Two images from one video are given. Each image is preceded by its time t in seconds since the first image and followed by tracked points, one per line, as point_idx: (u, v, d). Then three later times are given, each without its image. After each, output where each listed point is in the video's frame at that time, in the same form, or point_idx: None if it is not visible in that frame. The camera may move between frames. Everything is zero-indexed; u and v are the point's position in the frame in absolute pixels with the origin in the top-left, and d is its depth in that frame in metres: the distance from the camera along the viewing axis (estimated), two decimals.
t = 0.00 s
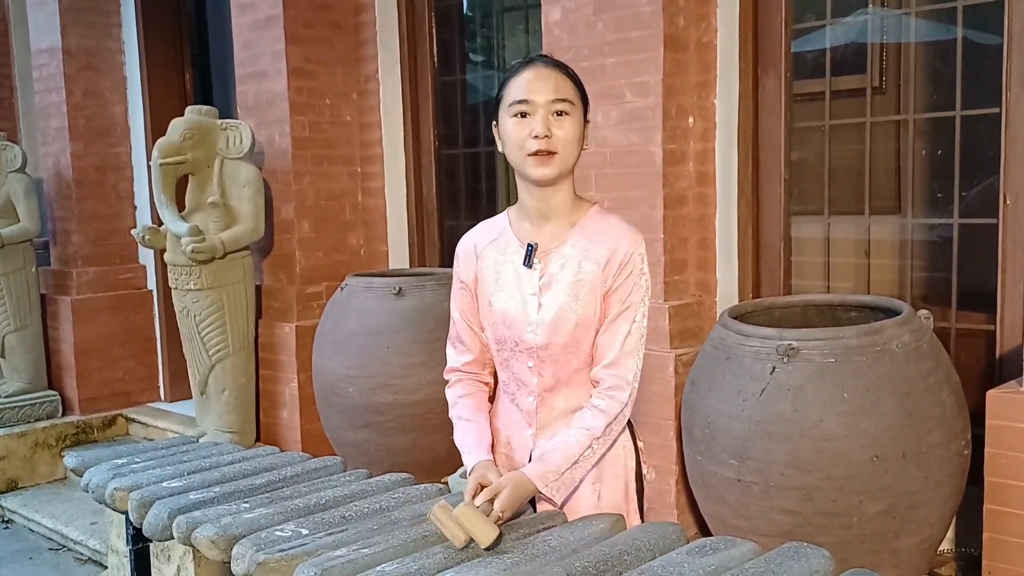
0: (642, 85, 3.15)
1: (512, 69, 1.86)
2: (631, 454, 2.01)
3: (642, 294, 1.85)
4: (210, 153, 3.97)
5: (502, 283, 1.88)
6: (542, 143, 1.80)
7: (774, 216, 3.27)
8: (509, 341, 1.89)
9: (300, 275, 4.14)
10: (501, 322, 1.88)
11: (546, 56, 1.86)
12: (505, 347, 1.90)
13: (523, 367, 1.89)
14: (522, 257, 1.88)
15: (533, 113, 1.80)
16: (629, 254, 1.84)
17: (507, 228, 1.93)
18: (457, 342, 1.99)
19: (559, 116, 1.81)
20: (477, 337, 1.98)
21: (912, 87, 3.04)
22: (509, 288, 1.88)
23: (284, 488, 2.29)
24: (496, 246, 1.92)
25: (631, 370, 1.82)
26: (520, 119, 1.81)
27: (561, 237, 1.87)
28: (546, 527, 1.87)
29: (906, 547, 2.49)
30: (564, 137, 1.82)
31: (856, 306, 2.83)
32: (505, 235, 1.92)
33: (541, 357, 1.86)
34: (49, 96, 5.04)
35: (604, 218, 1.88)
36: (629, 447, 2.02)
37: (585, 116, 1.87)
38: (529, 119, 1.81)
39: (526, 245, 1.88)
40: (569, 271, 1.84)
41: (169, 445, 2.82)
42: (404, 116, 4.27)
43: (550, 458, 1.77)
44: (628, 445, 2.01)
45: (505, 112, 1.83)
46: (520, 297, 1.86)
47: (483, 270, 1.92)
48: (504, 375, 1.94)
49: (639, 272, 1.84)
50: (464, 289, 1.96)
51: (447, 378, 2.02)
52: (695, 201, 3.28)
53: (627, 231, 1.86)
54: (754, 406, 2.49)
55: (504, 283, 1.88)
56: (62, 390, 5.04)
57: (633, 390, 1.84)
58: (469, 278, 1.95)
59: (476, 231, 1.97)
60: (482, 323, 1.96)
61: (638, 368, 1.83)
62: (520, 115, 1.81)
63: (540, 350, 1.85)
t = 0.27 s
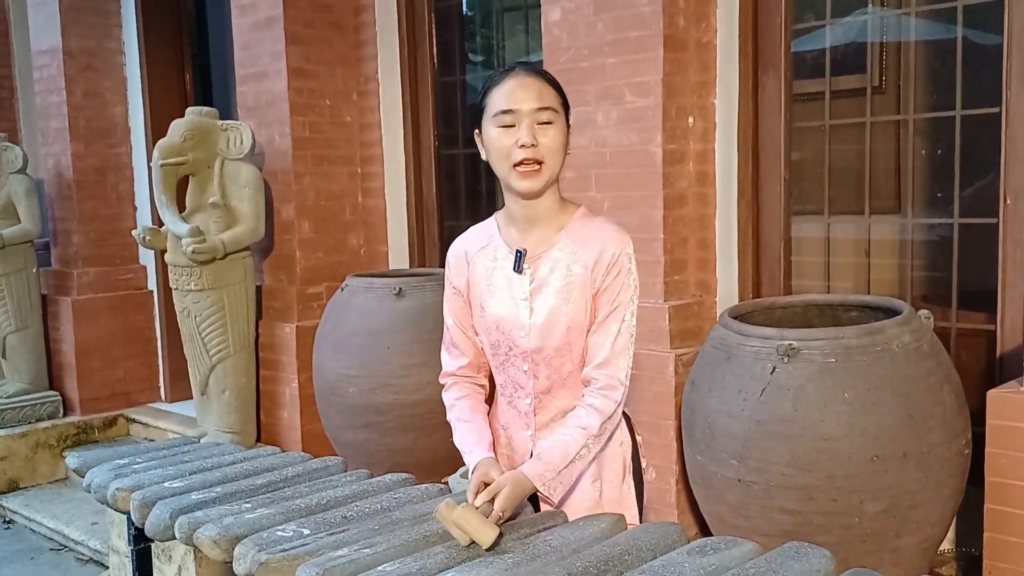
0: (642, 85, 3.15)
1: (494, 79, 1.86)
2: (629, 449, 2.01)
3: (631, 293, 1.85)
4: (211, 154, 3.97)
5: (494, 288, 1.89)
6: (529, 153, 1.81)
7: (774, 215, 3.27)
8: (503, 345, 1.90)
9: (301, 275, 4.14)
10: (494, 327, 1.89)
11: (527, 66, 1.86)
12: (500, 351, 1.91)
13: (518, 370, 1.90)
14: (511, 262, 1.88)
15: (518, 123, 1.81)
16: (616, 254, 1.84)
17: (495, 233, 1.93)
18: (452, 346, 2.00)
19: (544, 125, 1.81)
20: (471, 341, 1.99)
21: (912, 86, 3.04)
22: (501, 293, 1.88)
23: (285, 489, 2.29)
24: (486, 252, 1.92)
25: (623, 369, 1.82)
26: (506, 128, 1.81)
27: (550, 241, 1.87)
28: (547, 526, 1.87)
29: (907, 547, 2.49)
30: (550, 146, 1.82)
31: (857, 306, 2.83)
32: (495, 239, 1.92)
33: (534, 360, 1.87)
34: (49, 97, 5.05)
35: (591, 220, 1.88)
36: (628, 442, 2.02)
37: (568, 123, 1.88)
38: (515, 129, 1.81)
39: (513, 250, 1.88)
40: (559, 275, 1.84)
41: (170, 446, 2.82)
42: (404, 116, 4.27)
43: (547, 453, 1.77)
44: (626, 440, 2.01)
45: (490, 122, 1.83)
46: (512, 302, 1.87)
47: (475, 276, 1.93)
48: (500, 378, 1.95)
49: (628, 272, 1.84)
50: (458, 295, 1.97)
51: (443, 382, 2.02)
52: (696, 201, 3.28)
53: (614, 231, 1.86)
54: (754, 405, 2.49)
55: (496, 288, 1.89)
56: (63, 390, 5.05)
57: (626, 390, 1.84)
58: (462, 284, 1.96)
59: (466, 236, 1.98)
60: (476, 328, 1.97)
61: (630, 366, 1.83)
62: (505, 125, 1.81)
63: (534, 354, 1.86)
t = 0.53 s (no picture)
0: (644, 82, 3.15)
1: (486, 76, 1.86)
2: (631, 441, 2.02)
3: (626, 287, 1.86)
4: (211, 149, 3.97)
5: (491, 287, 1.89)
6: (528, 145, 1.80)
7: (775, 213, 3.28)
8: (502, 344, 1.90)
9: (301, 270, 4.14)
10: (492, 325, 1.89)
11: (518, 63, 1.87)
12: (499, 349, 1.92)
13: (517, 368, 1.90)
14: (507, 262, 1.88)
15: (515, 116, 1.80)
16: (610, 248, 1.84)
17: (490, 232, 1.94)
18: (450, 346, 2.00)
19: (540, 118, 1.82)
20: (469, 340, 1.99)
21: (914, 84, 3.04)
22: (497, 291, 1.88)
23: (286, 483, 2.29)
24: (481, 252, 1.92)
25: (619, 362, 1.82)
26: (503, 122, 1.81)
27: (544, 239, 1.87)
28: (548, 522, 1.87)
29: (906, 544, 2.49)
30: (547, 139, 1.82)
31: (857, 304, 2.84)
32: (490, 239, 1.93)
33: (533, 357, 1.87)
34: (50, 91, 5.04)
35: (583, 217, 1.88)
36: (628, 434, 2.03)
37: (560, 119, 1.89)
38: (512, 122, 1.80)
39: (508, 250, 1.89)
40: (554, 272, 1.84)
41: (171, 440, 2.82)
42: (405, 111, 4.27)
43: (545, 447, 1.76)
44: (627, 431, 2.02)
45: (485, 117, 1.82)
46: (509, 300, 1.87)
47: (471, 275, 1.93)
48: (500, 376, 1.96)
49: (622, 266, 1.85)
50: (454, 295, 1.98)
51: (440, 381, 2.02)
52: (697, 198, 3.27)
53: (607, 226, 1.87)
54: (754, 403, 2.49)
55: (492, 287, 1.89)
56: (63, 384, 5.05)
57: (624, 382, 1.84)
58: (458, 284, 1.96)
59: (461, 236, 1.98)
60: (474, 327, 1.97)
61: (627, 359, 1.83)
62: (502, 119, 1.81)
63: (532, 351, 1.87)
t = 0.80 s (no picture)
0: (645, 76, 3.15)
1: (490, 70, 1.85)
2: (634, 431, 2.06)
3: (626, 277, 1.86)
4: (211, 141, 3.96)
5: (492, 281, 1.90)
6: (530, 141, 1.80)
7: (775, 208, 3.28)
8: (504, 338, 1.91)
9: (301, 263, 4.14)
10: (494, 319, 1.90)
11: (523, 57, 1.86)
12: (501, 343, 1.92)
13: (520, 361, 1.91)
14: (508, 255, 1.89)
15: (518, 112, 1.80)
16: (610, 239, 1.85)
17: (491, 226, 1.94)
18: (451, 341, 2.01)
19: (544, 114, 1.81)
20: (470, 335, 2.00)
21: (915, 80, 3.04)
22: (499, 285, 1.89)
23: (286, 476, 2.30)
24: (482, 246, 1.93)
25: (619, 353, 1.83)
26: (506, 117, 1.80)
27: (544, 232, 1.88)
28: (548, 515, 1.88)
29: (904, 539, 2.50)
30: (550, 134, 1.82)
31: (857, 299, 2.84)
32: (491, 233, 1.93)
33: (535, 350, 1.88)
34: (49, 83, 5.03)
35: (584, 209, 1.89)
36: (632, 426, 2.07)
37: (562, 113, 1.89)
38: (515, 117, 1.80)
39: (510, 243, 1.89)
40: (556, 265, 1.85)
41: (171, 432, 2.82)
42: (405, 105, 4.26)
43: (545, 438, 1.77)
44: (631, 422, 2.06)
45: (489, 111, 1.82)
46: (511, 294, 1.87)
47: (473, 270, 1.94)
48: (503, 370, 1.97)
49: (622, 257, 1.85)
50: (457, 290, 1.98)
51: (443, 375, 2.02)
52: (698, 193, 3.27)
53: (607, 217, 1.87)
54: (754, 398, 2.49)
55: (494, 281, 1.90)
56: (62, 376, 5.04)
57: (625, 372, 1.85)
58: (460, 279, 1.97)
59: (462, 230, 1.98)
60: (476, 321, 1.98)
61: (627, 350, 1.84)
62: (505, 114, 1.80)
63: (534, 344, 1.87)
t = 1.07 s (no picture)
0: (642, 76, 3.15)
1: (492, 68, 1.85)
2: (632, 432, 2.05)
3: (626, 276, 1.84)
4: (208, 139, 3.96)
5: (493, 279, 1.90)
6: (528, 139, 1.80)
7: (772, 208, 3.29)
8: (504, 336, 1.91)
9: (298, 262, 4.14)
10: (494, 316, 1.90)
11: (525, 56, 1.86)
12: (500, 341, 1.92)
13: (519, 359, 1.91)
14: (509, 254, 1.89)
15: (518, 110, 1.80)
16: (610, 237, 1.84)
17: (492, 224, 1.94)
18: (454, 339, 2.02)
19: (543, 113, 1.81)
20: (473, 333, 2.01)
21: (912, 80, 3.04)
22: (500, 283, 1.89)
23: (283, 474, 2.30)
24: (483, 245, 1.93)
25: (618, 352, 1.82)
26: (505, 115, 1.80)
27: (544, 230, 1.88)
28: (545, 514, 1.88)
29: (900, 538, 2.50)
30: (549, 134, 1.82)
31: (853, 299, 2.84)
32: (492, 231, 1.93)
33: (534, 348, 1.88)
34: (46, 80, 5.02)
35: (584, 207, 1.88)
36: (631, 426, 2.06)
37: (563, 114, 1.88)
38: (515, 115, 1.80)
39: (510, 241, 1.89)
40: (555, 263, 1.85)
41: (167, 430, 2.82)
42: (402, 103, 4.26)
43: (541, 437, 1.78)
44: (629, 423, 2.05)
45: (488, 109, 1.82)
46: (511, 292, 1.87)
47: (474, 268, 1.94)
48: (503, 368, 1.97)
49: (622, 255, 1.84)
50: (458, 288, 1.99)
51: (445, 373, 2.04)
52: (695, 192, 3.28)
53: (608, 216, 1.86)
54: (751, 396, 2.50)
55: (494, 279, 1.90)
56: (58, 374, 5.04)
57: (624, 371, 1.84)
58: (461, 277, 1.97)
59: (465, 228, 1.98)
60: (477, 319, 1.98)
61: (625, 348, 1.83)
62: (505, 111, 1.80)
63: (533, 342, 1.87)
